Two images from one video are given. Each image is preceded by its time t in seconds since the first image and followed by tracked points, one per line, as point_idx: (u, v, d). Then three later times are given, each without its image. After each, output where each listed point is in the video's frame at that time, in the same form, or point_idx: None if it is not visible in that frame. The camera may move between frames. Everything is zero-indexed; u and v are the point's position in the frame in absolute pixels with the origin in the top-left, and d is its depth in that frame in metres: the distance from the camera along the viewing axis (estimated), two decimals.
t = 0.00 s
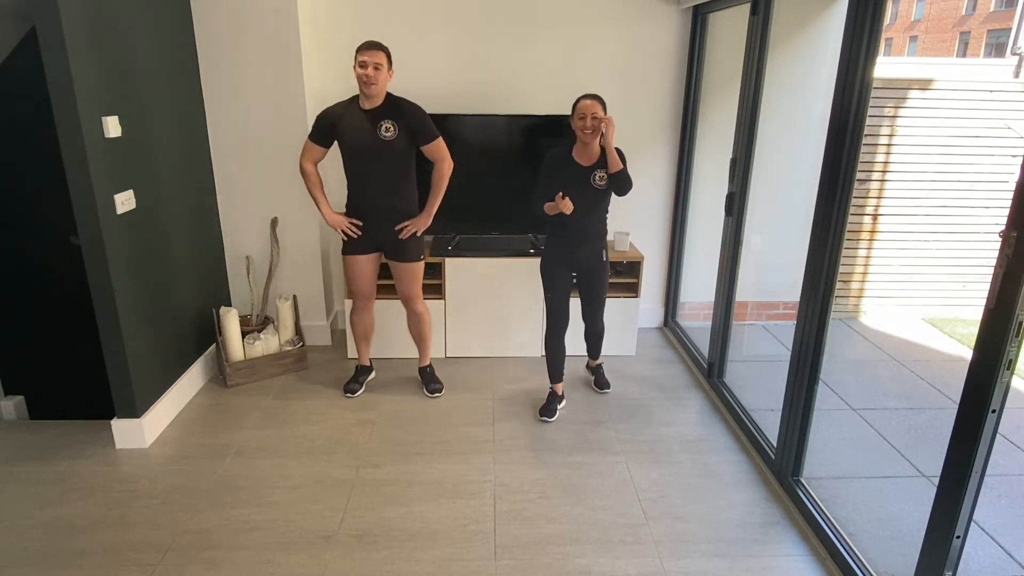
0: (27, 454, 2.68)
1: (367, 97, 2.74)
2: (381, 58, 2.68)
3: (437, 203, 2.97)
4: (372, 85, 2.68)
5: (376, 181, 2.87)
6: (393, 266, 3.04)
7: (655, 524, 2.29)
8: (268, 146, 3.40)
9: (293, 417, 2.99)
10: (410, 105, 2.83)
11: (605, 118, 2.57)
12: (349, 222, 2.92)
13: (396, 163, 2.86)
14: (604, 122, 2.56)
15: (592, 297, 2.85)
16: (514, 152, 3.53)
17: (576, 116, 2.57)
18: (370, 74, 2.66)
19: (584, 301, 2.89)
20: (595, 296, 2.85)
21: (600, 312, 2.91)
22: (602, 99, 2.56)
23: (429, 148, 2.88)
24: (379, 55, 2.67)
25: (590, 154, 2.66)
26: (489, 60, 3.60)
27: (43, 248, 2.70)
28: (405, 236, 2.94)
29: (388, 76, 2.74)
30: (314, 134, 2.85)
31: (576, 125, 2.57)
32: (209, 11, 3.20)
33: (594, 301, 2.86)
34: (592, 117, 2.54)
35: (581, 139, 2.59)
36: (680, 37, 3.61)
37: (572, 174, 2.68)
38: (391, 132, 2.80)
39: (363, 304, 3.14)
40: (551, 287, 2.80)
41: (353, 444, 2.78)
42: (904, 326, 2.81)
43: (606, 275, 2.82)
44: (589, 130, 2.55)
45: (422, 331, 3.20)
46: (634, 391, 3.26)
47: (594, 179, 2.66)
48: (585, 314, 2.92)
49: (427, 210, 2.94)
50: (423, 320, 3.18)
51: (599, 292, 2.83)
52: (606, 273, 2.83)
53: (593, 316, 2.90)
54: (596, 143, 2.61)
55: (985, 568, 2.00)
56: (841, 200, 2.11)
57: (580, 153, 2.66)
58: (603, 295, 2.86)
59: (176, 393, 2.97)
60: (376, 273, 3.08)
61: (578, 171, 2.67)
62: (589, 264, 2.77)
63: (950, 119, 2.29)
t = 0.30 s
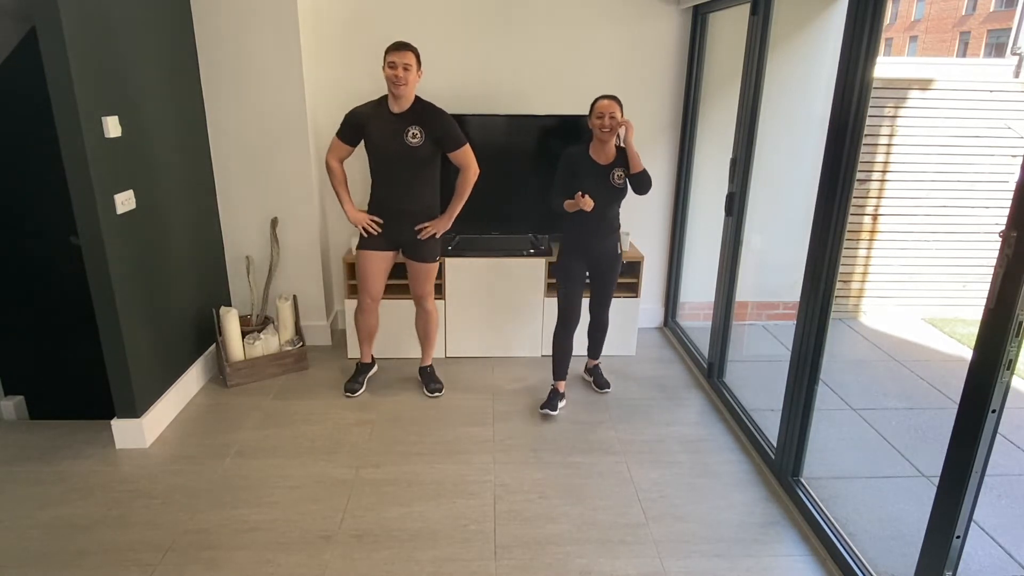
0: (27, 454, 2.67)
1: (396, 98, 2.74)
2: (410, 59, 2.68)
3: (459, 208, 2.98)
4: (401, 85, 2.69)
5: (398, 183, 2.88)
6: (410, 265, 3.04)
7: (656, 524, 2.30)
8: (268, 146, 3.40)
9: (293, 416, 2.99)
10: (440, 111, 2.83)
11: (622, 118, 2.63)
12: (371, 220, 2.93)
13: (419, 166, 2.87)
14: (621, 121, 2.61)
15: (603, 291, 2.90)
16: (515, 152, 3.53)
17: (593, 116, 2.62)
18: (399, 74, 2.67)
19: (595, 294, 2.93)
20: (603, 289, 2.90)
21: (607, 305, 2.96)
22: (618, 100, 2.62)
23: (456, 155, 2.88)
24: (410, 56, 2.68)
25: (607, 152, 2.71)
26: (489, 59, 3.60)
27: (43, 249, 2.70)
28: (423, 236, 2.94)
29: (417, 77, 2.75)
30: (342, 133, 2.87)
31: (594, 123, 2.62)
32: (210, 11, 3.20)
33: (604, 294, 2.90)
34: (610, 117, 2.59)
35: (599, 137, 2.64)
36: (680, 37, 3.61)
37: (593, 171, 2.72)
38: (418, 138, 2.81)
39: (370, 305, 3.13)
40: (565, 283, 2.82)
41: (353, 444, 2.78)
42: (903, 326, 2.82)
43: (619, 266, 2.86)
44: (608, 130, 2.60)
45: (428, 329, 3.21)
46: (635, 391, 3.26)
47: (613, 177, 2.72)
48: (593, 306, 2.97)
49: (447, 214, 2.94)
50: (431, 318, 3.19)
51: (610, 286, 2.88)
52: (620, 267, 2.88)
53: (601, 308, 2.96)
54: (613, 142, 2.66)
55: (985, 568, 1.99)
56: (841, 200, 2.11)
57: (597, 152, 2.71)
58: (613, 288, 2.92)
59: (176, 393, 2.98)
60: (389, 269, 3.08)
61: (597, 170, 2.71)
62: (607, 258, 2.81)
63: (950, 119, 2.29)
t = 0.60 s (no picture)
0: (27, 454, 2.67)
1: (404, 96, 2.74)
2: (417, 57, 2.68)
3: (465, 209, 2.98)
4: (409, 84, 2.68)
5: (405, 183, 2.88)
6: (412, 265, 3.05)
7: (655, 524, 2.30)
8: (268, 146, 3.40)
9: (293, 417, 2.99)
10: (448, 111, 2.83)
11: (627, 117, 2.64)
12: (376, 221, 2.91)
13: (426, 166, 2.86)
14: (626, 119, 2.62)
15: (608, 290, 2.88)
16: (516, 152, 3.53)
17: (599, 114, 2.63)
18: (407, 73, 2.66)
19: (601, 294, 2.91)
20: (608, 288, 2.88)
21: (611, 303, 2.95)
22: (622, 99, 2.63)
23: (464, 155, 2.89)
24: (416, 54, 2.67)
25: (614, 151, 2.70)
26: (489, 60, 3.60)
27: (43, 249, 2.70)
28: (429, 237, 2.94)
29: (425, 76, 2.75)
30: (351, 132, 2.87)
31: (599, 122, 2.64)
32: (210, 11, 3.20)
33: (609, 293, 2.89)
34: (615, 115, 2.60)
35: (605, 135, 2.64)
36: (680, 37, 3.61)
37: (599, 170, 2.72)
38: (427, 137, 2.81)
39: (382, 306, 3.14)
40: (571, 282, 2.84)
41: (353, 444, 2.78)
42: (903, 326, 2.82)
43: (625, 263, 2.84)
44: (613, 127, 2.61)
45: (429, 328, 3.21)
46: (635, 391, 3.26)
47: (619, 174, 2.69)
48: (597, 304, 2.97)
49: (453, 214, 2.94)
50: (432, 319, 3.19)
51: (615, 286, 2.86)
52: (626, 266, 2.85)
53: (604, 305, 2.95)
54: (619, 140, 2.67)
55: (985, 568, 1.99)
56: (841, 199, 2.11)
57: (604, 150, 2.70)
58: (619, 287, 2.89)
59: (176, 393, 2.98)
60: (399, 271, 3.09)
61: (604, 169, 2.71)
62: (614, 255, 2.79)
63: (950, 119, 2.29)
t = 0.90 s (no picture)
0: (27, 454, 2.67)
1: (396, 96, 2.75)
2: (408, 56, 2.69)
3: (460, 208, 2.98)
4: (400, 83, 2.69)
5: (399, 183, 2.88)
6: (409, 266, 3.05)
7: (656, 524, 2.30)
8: (268, 146, 3.40)
9: (293, 416, 2.99)
10: (441, 111, 2.84)
11: (626, 117, 2.63)
12: (370, 221, 2.92)
13: (420, 165, 2.86)
14: (625, 118, 2.62)
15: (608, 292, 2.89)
16: (516, 152, 3.53)
17: (598, 112, 2.62)
18: (397, 72, 2.67)
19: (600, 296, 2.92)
20: (609, 288, 2.88)
21: (612, 304, 2.96)
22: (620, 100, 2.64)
23: (458, 155, 2.89)
24: (407, 53, 2.68)
25: (612, 150, 2.69)
26: (489, 60, 3.60)
27: (43, 250, 2.70)
28: (424, 236, 2.94)
29: (416, 75, 2.75)
30: (345, 133, 2.88)
31: (599, 119, 2.62)
32: (210, 11, 3.20)
33: (609, 293, 2.89)
34: (614, 113, 2.59)
35: (603, 132, 2.62)
36: (680, 37, 3.61)
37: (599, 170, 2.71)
38: (420, 137, 2.81)
39: (371, 305, 3.12)
40: (571, 283, 2.84)
41: (353, 444, 2.78)
42: (903, 326, 2.82)
43: (625, 263, 2.84)
44: (611, 124, 2.59)
45: (428, 330, 3.22)
46: (635, 391, 3.25)
47: (620, 175, 2.69)
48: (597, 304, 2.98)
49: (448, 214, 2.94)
50: (431, 319, 3.19)
51: (615, 287, 2.87)
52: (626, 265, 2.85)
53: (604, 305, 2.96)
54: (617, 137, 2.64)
55: (985, 568, 1.99)
56: (841, 198, 2.11)
57: (603, 149, 2.69)
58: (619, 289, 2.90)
59: (176, 393, 2.98)
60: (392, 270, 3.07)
61: (605, 169, 2.70)
62: (615, 255, 2.80)
63: (951, 119, 2.29)
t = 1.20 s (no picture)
0: (27, 454, 2.67)
1: (367, 96, 2.73)
2: (375, 55, 2.67)
3: (439, 206, 2.99)
4: (369, 82, 2.68)
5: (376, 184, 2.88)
6: (394, 267, 3.05)
7: (656, 524, 2.29)
8: (267, 146, 3.40)
9: (293, 416, 2.99)
10: (412, 109, 2.84)
11: (619, 119, 2.63)
12: (350, 224, 2.91)
13: (397, 165, 2.86)
14: (618, 121, 2.61)
15: (601, 296, 2.89)
16: (515, 152, 3.53)
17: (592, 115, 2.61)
18: (366, 72, 2.65)
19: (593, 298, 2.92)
20: (603, 292, 2.88)
21: (606, 308, 2.95)
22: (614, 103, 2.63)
23: (433, 152, 2.90)
24: (375, 52, 2.67)
25: (605, 154, 2.69)
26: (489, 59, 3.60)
27: (43, 250, 2.70)
28: (406, 237, 2.94)
29: (385, 73, 2.74)
30: (316, 136, 2.86)
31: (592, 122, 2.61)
32: (210, 11, 3.20)
33: (602, 298, 2.90)
34: (607, 116, 2.58)
35: (596, 136, 2.62)
36: (680, 37, 3.61)
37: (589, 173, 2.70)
38: (393, 136, 2.81)
39: (362, 307, 3.13)
40: (567, 289, 2.81)
41: (353, 444, 2.78)
42: (903, 326, 2.81)
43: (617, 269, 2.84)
44: (604, 127, 2.58)
45: (421, 332, 3.22)
46: (634, 391, 3.25)
47: (611, 181, 2.69)
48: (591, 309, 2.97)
49: (427, 213, 2.95)
50: (422, 319, 3.19)
51: (609, 291, 2.88)
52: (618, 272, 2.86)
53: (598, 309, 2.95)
54: (610, 141, 2.64)
55: (985, 568, 1.99)
56: (842, 198, 2.11)
57: (595, 153, 2.70)
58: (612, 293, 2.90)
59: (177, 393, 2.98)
60: (376, 272, 3.07)
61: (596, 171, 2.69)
62: (608, 260, 2.79)
63: (950, 119, 2.29)
